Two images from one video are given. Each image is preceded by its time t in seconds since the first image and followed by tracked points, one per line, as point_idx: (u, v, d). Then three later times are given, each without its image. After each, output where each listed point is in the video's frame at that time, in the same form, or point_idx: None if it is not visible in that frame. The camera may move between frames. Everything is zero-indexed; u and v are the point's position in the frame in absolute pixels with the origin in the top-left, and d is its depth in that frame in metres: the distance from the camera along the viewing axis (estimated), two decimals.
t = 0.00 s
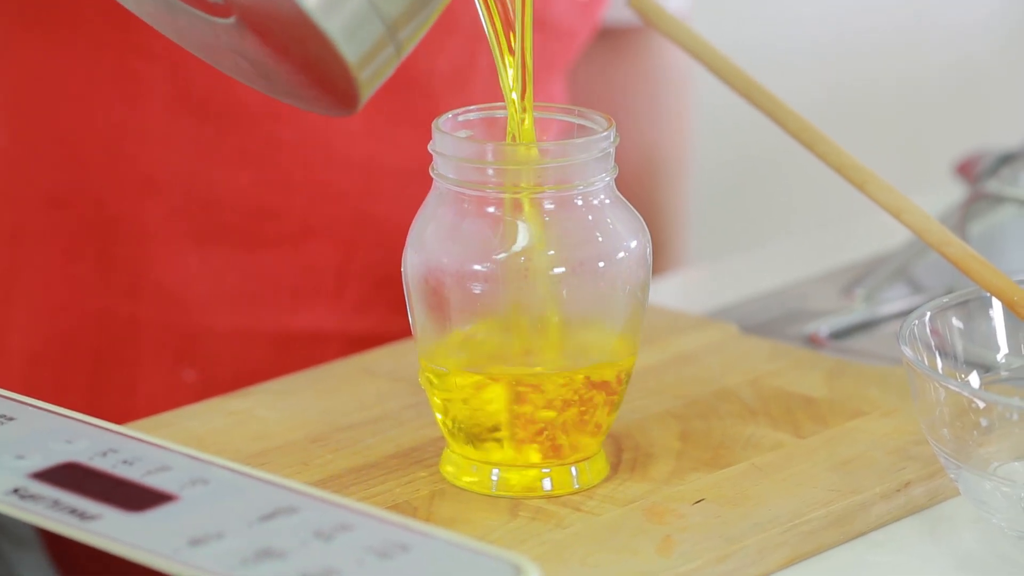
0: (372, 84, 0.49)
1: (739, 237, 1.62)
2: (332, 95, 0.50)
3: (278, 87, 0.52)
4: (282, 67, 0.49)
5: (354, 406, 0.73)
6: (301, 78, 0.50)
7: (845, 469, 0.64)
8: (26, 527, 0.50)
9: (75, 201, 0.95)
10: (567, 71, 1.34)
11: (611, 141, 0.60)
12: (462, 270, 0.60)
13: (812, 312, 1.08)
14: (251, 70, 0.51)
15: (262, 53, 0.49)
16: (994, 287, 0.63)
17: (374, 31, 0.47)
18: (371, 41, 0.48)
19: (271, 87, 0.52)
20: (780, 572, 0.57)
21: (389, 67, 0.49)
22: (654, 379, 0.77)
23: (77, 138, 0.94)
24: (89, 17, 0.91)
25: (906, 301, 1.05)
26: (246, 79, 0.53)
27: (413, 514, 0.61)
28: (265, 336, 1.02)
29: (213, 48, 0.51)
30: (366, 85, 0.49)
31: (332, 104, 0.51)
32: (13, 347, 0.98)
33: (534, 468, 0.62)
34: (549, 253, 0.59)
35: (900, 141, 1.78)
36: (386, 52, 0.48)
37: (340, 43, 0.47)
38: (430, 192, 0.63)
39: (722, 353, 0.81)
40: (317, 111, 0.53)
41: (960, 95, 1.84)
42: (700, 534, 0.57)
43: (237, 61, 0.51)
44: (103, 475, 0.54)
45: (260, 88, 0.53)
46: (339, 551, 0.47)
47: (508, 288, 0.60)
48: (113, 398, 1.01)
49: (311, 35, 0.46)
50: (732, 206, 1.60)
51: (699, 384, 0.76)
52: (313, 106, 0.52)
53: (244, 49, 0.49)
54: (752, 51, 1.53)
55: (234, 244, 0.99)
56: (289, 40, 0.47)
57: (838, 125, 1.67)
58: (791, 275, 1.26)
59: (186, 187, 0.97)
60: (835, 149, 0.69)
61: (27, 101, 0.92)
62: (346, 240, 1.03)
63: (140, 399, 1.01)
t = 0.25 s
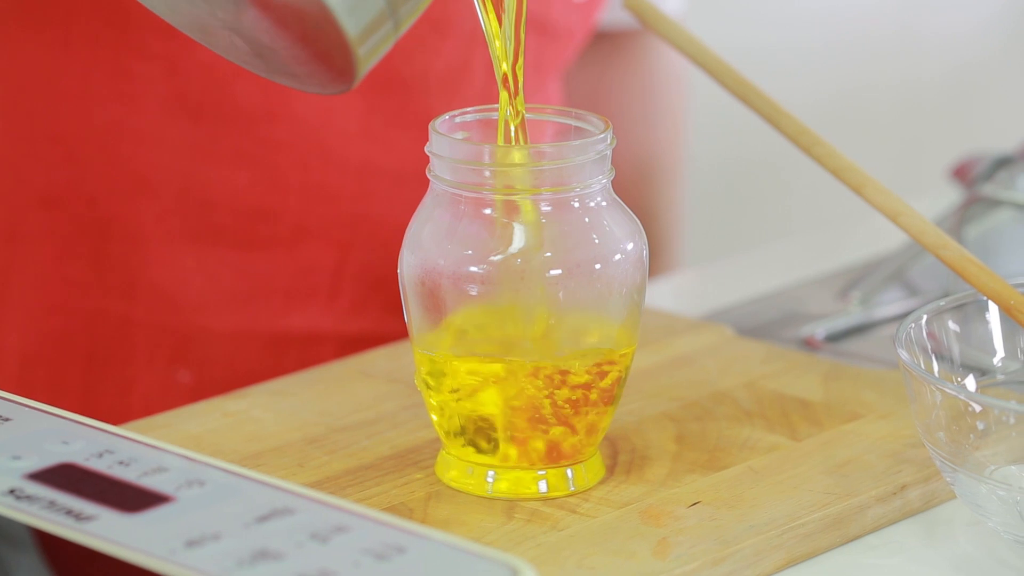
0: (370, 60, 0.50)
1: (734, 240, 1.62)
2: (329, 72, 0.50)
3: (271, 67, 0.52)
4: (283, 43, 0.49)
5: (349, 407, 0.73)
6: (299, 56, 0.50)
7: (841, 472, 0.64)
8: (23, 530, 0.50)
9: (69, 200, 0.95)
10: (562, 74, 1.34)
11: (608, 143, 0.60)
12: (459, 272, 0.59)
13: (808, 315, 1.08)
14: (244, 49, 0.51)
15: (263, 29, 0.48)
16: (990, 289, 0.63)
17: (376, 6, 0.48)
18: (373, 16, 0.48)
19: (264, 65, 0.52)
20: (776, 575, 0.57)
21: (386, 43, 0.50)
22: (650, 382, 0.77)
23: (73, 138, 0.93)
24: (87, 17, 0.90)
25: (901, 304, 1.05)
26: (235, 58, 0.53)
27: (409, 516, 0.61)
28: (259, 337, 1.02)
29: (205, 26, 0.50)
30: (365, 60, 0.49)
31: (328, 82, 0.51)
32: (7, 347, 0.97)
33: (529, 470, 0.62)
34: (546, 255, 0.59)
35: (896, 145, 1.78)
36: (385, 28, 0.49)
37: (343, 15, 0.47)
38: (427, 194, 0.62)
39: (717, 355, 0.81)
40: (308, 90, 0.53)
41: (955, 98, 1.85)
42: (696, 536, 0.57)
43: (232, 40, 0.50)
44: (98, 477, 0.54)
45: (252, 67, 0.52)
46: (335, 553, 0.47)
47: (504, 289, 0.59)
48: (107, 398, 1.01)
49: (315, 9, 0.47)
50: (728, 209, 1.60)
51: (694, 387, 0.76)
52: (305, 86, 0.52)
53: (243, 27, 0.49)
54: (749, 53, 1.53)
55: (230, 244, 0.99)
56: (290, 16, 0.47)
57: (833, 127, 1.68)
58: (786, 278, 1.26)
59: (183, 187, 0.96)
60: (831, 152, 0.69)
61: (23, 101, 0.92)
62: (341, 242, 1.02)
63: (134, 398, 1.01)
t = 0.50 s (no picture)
0: (372, 42, 0.51)
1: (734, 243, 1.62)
2: (330, 51, 0.51)
3: (274, 48, 0.52)
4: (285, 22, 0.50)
5: (349, 410, 0.73)
6: (301, 34, 0.51)
7: (841, 476, 0.64)
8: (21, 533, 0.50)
9: (68, 200, 0.95)
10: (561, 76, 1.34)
11: (609, 146, 0.60)
12: (459, 275, 0.59)
13: (807, 318, 1.08)
14: (245, 31, 0.52)
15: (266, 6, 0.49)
16: (990, 293, 0.63)
17: None
18: None
19: (266, 47, 0.52)
20: None
21: (388, 25, 0.51)
22: (649, 384, 0.77)
23: (72, 138, 0.93)
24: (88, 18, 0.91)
25: (900, 307, 1.05)
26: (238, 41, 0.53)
27: (409, 519, 0.61)
28: (258, 338, 1.02)
29: (204, 10, 0.51)
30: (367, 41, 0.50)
31: (329, 62, 0.52)
32: (5, 347, 0.97)
33: (529, 473, 0.62)
34: (546, 258, 0.59)
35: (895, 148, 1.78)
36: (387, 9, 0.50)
37: None
38: (427, 197, 0.63)
39: (716, 358, 0.81)
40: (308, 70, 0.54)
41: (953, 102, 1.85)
42: (695, 539, 0.57)
43: (233, 23, 0.52)
44: (98, 479, 0.53)
45: (252, 50, 0.53)
46: (336, 556, 0.47)
47: (504, 292, 0.59)
48: (106, 399, 1.01)
49: None
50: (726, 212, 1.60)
51: (693, 389, 0.76)
52: (305, 66, 0.53)
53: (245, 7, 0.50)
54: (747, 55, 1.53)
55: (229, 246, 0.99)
56: None
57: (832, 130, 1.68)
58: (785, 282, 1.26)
59: (182, 188, 0.96)
60: (830, 155, 0.70)
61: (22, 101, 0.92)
62: (341, 244, 1.02)
63: (133, 399, 1.01)
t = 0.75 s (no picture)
0: (373, 27, 0.49)
1: (733, 243, 1.62)
2: (327, 33, 0.50)
3: (275, 37, 0.52)
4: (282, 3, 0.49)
5: (348, 409, 0.73)
6: (298, 13, 0.50)
7: (840, 476, 0.64)
8: (20, 533, 0.50)
9: (66, 199, 0.94)
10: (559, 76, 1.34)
11: (607, 145, 0.60)
12: (458, 274, 0.59)
13: (805, 318, 1.09)
14: (245, 16, 0.51)
15: None
16: (989, 293, 0.63)
17: None
18: None
19: (269, 36, 0.52)
20: None
21: (389, 11, 0.49)
22: (648, 384, 0.77)
23: (70, 137, 0.93)
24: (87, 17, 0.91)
25: (899, 307, 1.05)
26: (241, 31, 0.53)
27: (407, 518, 0.61)
28: (256, 338, 1.02)
29: None
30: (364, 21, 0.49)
31: (326, 47, 0.51)
32: (4, 346, 0.97)
33: (528, 473, 0.62)
34: (545, 257, 0.59)
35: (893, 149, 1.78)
36: None
37: None
38: (425, 197, 0.62)
39: (715, 358, 0.81)
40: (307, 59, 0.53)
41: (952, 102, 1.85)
42: (694, 539, 0.57)
43: (233, 8, 0.51)
44: (97, 479, 0.53)
45: (252, 39, 0.53)
46: (335, 555, 0.47)
47: (503, 291, 0.59)
48: (104, 398, 1.01)
49: None
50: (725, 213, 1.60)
51: (693, 389, 0.76)
52: (303, 52, 0.52)
53: None
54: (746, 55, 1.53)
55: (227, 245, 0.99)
56: None
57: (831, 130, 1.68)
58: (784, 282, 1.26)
59: (181, 188, 0.96)
60: (830, 156, 0.69)
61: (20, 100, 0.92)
62: (339, 244, 1.02)
63: (131, 399, 1.01)
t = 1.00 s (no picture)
0: (371, 14, 0.52)
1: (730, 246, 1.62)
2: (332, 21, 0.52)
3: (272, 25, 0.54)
4: None
5: (343, 410, 0.73)
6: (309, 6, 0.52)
7: (835, 478, 0.64)
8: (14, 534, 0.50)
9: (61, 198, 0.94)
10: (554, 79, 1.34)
11: (603, 147, 0.60)
12: (454, 275, 0.59)
13: (800, 320, 1.09)
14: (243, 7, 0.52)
15: None
16: (983, 295, 0.63)
17: None
18: None
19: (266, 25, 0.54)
20: None
21: None
22: (643, 386, 0.77)
23: (66, 137, 0.93)
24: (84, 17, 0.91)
25: (894, 309, 1.05)
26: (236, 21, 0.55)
27: (402, 519, 0.61)
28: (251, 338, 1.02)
29: None
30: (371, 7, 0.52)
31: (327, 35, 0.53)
32: None
33: (523, 474, 0.62)
34: (539, 258, 0.59)
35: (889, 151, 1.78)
36: None
37: None
38: (420, 198, 0.62)
39: (710, 360, 0.81)
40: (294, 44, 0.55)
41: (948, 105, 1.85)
42: (689, 540, 0.57)
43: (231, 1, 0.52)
44: (92, 479, 0.53)
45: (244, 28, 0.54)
46: (330, 556, 0.47)
47: (498, 293, 0.59)
48: (98, 398, 1.01)
49: None
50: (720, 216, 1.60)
51: (688, 391, 0.76)
52: (299, 39, 0.54)
53: None
54: (742, 57, 1.52)
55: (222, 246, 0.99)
56: None
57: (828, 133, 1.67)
58: (778, 284, 1.26)
59: (176, 188, 0.96)
60: (825, 158, 0.70)
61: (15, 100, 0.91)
62: (334, 244, 1.02)
63: (125, 399, 1.01)
